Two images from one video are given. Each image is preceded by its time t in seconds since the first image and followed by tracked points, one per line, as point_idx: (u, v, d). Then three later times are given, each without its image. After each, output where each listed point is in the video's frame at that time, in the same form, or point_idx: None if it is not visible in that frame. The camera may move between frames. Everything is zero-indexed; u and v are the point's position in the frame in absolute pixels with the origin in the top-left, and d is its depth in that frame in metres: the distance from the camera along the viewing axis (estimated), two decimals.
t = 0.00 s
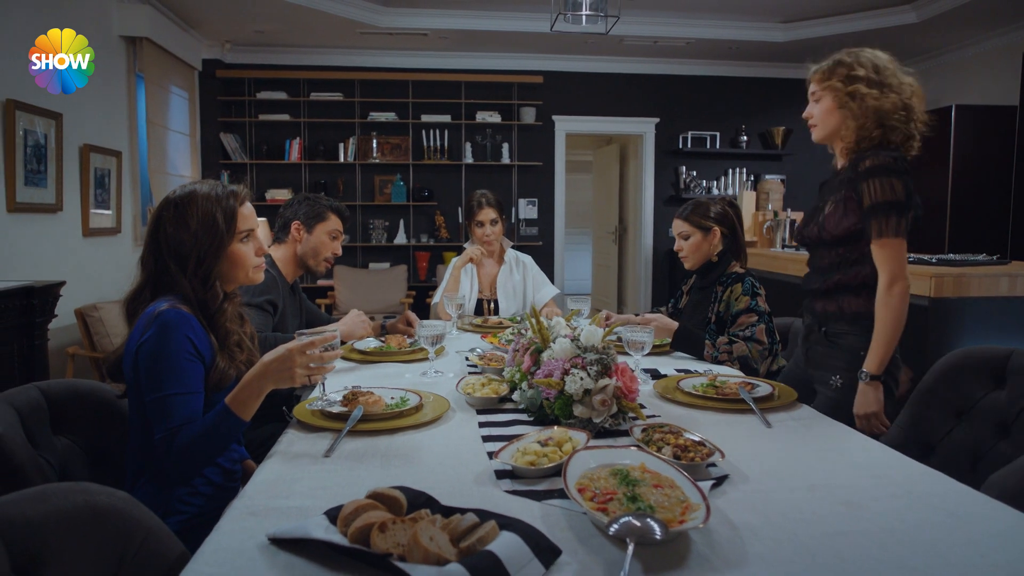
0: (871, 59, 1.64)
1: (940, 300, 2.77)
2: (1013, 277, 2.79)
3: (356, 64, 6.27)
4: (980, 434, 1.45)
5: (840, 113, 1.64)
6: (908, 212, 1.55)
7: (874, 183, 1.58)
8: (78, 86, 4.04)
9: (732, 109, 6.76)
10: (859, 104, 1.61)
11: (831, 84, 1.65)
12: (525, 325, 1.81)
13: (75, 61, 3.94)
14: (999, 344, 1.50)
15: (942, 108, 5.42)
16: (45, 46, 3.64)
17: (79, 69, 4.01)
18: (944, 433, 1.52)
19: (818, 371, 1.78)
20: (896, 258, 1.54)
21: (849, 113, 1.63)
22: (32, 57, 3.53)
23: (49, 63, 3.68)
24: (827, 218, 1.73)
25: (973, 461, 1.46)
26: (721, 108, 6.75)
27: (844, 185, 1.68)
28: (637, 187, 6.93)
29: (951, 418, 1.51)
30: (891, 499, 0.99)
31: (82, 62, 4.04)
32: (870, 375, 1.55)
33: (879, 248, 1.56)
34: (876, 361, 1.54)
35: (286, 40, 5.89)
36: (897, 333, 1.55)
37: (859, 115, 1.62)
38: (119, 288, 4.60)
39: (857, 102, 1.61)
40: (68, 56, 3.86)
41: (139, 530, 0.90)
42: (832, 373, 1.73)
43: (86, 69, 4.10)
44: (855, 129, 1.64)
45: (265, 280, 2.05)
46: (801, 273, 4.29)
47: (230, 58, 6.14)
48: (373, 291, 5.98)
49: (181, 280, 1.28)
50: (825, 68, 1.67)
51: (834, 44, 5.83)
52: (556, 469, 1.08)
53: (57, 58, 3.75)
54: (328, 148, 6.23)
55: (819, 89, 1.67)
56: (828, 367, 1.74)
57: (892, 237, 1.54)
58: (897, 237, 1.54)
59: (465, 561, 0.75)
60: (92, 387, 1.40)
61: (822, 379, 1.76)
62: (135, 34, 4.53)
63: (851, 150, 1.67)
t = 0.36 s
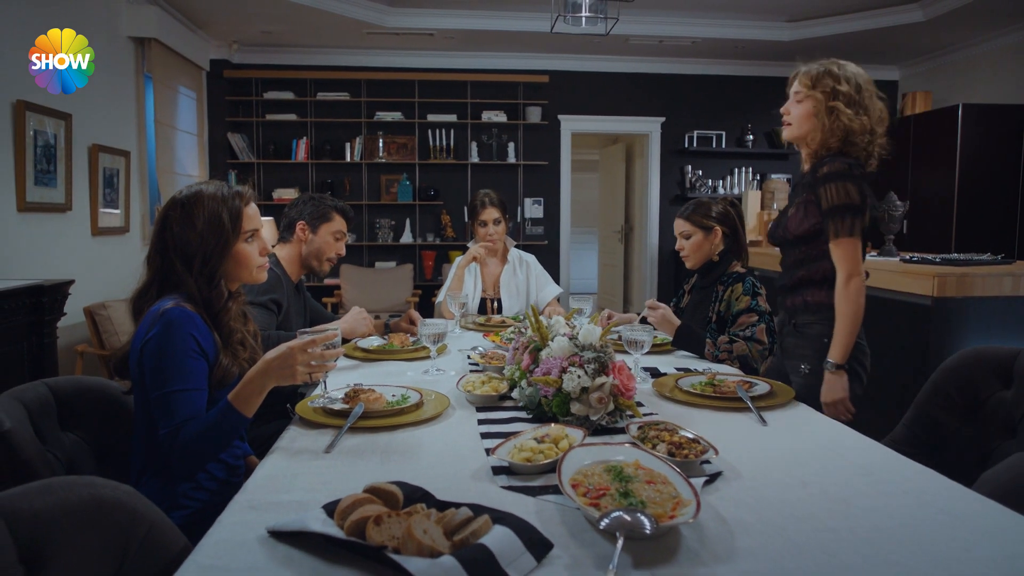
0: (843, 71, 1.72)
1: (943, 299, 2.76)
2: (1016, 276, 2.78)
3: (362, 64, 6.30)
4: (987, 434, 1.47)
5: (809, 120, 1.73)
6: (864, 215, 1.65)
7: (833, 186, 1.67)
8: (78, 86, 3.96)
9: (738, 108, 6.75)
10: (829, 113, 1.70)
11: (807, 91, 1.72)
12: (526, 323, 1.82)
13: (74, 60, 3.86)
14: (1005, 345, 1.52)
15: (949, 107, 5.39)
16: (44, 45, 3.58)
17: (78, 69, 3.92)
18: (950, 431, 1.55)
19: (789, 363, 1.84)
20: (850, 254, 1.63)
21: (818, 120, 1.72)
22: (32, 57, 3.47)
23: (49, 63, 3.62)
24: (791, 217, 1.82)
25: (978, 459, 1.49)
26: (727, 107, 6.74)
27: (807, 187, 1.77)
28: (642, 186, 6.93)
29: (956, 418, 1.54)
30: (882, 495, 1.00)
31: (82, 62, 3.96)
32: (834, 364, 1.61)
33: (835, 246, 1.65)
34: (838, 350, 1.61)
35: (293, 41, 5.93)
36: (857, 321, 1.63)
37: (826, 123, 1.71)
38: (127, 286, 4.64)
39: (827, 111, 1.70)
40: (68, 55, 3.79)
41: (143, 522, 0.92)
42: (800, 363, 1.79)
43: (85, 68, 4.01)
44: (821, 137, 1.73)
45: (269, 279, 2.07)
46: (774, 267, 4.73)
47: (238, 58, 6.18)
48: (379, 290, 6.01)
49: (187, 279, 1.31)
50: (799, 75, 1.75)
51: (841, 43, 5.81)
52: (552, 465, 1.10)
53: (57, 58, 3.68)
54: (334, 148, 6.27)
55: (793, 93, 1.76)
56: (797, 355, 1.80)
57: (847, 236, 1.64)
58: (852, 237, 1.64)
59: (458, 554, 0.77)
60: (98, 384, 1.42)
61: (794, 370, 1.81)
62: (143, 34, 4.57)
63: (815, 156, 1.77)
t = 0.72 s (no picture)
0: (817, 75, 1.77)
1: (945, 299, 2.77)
2: (1018, 276, 2.78)
3: (368, 65, 6.34)
4: (989, 434, 1.48)
5: (788, 121, 1.77)
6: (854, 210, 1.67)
7: (823, 185, 1.69)
8: (78, 86, 3.92)
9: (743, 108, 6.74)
10: (807, 115, 1.74)
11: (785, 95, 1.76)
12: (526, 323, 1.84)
13: (75, 60, 3.82)
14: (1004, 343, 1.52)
15: (955, 106, 5.37)
16: (45, 46, 3.54)
17: (78, 69, 3.88)
18: (951, 430, 1.55)
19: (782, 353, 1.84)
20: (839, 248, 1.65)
21: (796, 122, 1.76)
22: (32, 57, 3.45)
23: (49, 63, 3.59)
24: (779, 215, 1.83)
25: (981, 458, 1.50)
26: (733, 107, 6.73)
27: (792, 185, 1.79)
28: (647, 186, 6.93)
29: (956, 417, 1.54)
30: (872, 493, 1.02)
31: (82, 61, 3.92)
32: (824, 352, 1.63)
33: (824, 242, 1.66)
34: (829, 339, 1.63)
35: (299, 41, 5.96)
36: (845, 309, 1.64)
37: (804, 125, 1.75)
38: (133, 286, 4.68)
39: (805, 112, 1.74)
40: (69, 55, 3.75)
41: (145, 515, 0.95)
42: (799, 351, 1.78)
43: (86, 68, 3.97)
44: (800, 138, 1.77)
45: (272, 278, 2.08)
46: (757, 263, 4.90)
47: (244, 59, 6.23)
48: (384, 290, 6.04)
49: (190, 279, 1.33)
50: (774, 79, 1.79)
51: (847, 43, 5.80)
52: (546, 462, 1.11)
53: (57, 58, 3.65)
54: (340, 148, 6.31)
55: (770, 97, 1.79)
56: (794, 345, 1.80)
57: (839, 231, 1.64)
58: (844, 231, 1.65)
59: (450, 547, 0.79)
60: (105, 382, 1.45)
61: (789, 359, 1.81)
62: (150, 36, 4.62)
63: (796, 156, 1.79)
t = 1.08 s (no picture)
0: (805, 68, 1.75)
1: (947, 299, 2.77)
2: (1020, 277, 2.78)
3: (374, 66, 6.37)
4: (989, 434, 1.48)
5: (778, 119, 1.78)
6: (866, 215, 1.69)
7: (835, 190, 1.70)
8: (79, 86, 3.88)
9: (748, 108, 6.74)
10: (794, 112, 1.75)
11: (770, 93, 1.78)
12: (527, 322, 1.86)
13: (75, 61, 3.78)
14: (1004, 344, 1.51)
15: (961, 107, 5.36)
16: (45, 46, 3.51)
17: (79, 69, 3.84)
18: (950, 430, 1.56)
19: (780, 356, 1.85)
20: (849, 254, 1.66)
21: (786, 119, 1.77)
22: (32, 57, 3.41)
23: (49, 63, 3.55)
24: (787, 217, 1.82)
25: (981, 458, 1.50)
26: (737, 107, 6.72)
27: (800, 186, 1.80)
28: (652, 186, 6.93)
29: (954, 417, 1.55)
30: (861, 491, 1.03)
31: (82, 62, 3.88)
32: (835, 360, 1.65)
33: (833, 247, 1.67)
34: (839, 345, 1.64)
35: (305, 42, 6.00)
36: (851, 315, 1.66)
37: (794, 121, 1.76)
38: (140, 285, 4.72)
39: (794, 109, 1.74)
40: (69, 55, 3.71)
41: (149, 511, 0.97)
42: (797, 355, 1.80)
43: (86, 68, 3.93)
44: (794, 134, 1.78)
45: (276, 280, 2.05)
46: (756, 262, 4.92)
47: (251, 60, 6.27)
48: (390, 289, 6.07)
49: (194, 279, 1.35)
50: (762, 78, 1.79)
51: (853, 43, 5.78)
52: (542, 460, 1.13)
53: (57, 58, 3.61)
54: (345, 149, 6.34)
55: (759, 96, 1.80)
56: (792, 348, 1.81)
57: (851, 238, 1.66)
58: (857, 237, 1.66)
59: (444, 542, 0.81)
60: (112, 380, 1.48)
61: (789, 360, 1.82)
62: (158, 38, 4.66)
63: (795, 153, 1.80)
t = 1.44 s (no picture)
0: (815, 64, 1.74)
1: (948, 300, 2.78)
2: (1021, 278, 2.79)
3: (379, 67, 6.40)
4: (987, 433, 1.49)
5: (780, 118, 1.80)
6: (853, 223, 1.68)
7: (822, 196, 1.71)
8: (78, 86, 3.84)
9: (753, 108, 6.73)
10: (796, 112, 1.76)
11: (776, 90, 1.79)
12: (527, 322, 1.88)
13: (74, 60, 3.74)
14: (1002, 346, 1.53)
15: (966, 107, 5.34)
16: (45, 45, 3.47)
17: (79, 69, 3.80)
18: (948, 430, 1.56)
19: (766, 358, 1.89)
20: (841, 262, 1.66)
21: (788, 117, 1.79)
22: (32, 57, 3.38)
23: (49, 63, 3.51)
24: (779, 219, 1.85)
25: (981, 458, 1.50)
26: (742, 107, 6.72)
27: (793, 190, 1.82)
28: (656, 186, 6.94)
29: (952, 418, 1.55)
30: (852, 489, 1.05)
31: (82, 62, 3.83)
32: (810, 367, 1.67)
33: (825, 255, 1.68)
34: (817, 354, 1.66)
35: (310, 43, 6.02)
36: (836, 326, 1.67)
37: (797, 120, 1.77)
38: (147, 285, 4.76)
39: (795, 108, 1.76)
40: (68, 55, 3.67)
41: (153, 507, 0.99)
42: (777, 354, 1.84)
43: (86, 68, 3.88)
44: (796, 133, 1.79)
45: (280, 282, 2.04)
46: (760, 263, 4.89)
47: (257, 61, 6.32)
48: (394, 289, 6.10)
49: (198, 280, 1.38)
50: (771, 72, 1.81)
51: (858, 43, 5.77)
52: (538, 458, 1.15)
53: (57, 58, 3.57)
54: (351, 149, 6.37)
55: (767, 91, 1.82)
56: (774, 348, 1.85)
57: (838, 246, 1.67)
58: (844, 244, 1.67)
59: (439, 537, 0.83)
60: (118, 379, 1.51)
61: (772, 360, 1.86)
62: (165, 40, 4.69)
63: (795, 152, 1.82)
